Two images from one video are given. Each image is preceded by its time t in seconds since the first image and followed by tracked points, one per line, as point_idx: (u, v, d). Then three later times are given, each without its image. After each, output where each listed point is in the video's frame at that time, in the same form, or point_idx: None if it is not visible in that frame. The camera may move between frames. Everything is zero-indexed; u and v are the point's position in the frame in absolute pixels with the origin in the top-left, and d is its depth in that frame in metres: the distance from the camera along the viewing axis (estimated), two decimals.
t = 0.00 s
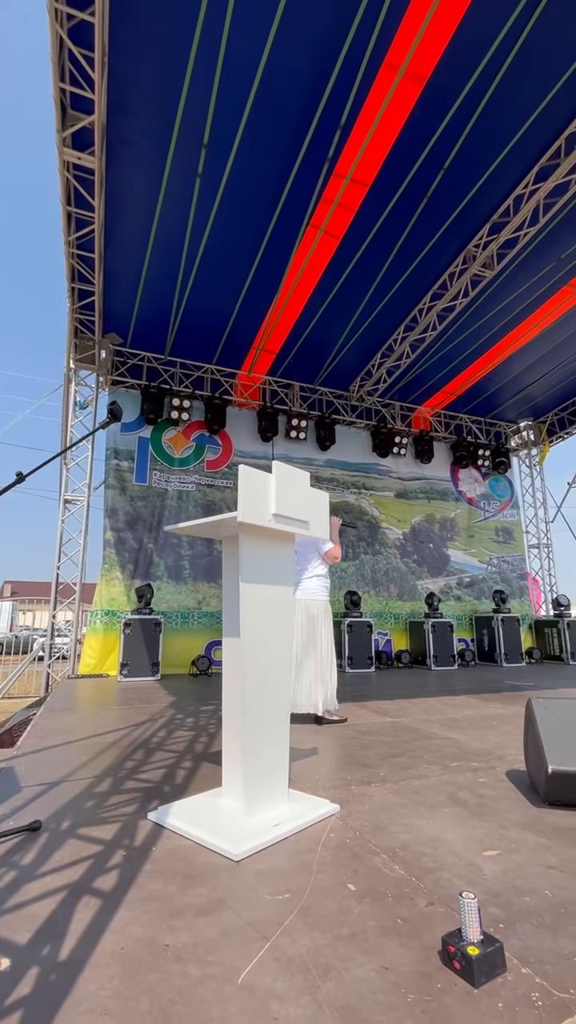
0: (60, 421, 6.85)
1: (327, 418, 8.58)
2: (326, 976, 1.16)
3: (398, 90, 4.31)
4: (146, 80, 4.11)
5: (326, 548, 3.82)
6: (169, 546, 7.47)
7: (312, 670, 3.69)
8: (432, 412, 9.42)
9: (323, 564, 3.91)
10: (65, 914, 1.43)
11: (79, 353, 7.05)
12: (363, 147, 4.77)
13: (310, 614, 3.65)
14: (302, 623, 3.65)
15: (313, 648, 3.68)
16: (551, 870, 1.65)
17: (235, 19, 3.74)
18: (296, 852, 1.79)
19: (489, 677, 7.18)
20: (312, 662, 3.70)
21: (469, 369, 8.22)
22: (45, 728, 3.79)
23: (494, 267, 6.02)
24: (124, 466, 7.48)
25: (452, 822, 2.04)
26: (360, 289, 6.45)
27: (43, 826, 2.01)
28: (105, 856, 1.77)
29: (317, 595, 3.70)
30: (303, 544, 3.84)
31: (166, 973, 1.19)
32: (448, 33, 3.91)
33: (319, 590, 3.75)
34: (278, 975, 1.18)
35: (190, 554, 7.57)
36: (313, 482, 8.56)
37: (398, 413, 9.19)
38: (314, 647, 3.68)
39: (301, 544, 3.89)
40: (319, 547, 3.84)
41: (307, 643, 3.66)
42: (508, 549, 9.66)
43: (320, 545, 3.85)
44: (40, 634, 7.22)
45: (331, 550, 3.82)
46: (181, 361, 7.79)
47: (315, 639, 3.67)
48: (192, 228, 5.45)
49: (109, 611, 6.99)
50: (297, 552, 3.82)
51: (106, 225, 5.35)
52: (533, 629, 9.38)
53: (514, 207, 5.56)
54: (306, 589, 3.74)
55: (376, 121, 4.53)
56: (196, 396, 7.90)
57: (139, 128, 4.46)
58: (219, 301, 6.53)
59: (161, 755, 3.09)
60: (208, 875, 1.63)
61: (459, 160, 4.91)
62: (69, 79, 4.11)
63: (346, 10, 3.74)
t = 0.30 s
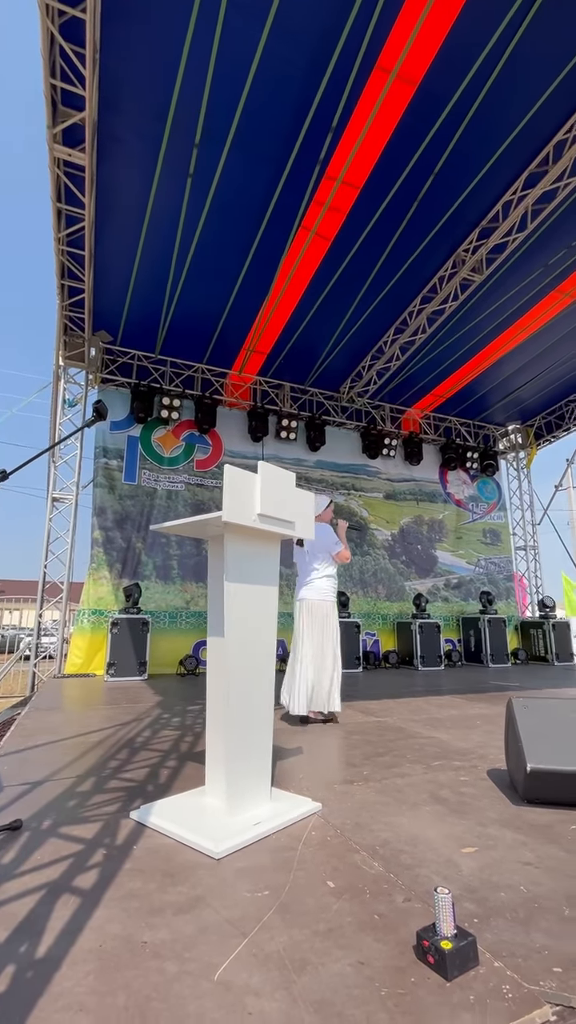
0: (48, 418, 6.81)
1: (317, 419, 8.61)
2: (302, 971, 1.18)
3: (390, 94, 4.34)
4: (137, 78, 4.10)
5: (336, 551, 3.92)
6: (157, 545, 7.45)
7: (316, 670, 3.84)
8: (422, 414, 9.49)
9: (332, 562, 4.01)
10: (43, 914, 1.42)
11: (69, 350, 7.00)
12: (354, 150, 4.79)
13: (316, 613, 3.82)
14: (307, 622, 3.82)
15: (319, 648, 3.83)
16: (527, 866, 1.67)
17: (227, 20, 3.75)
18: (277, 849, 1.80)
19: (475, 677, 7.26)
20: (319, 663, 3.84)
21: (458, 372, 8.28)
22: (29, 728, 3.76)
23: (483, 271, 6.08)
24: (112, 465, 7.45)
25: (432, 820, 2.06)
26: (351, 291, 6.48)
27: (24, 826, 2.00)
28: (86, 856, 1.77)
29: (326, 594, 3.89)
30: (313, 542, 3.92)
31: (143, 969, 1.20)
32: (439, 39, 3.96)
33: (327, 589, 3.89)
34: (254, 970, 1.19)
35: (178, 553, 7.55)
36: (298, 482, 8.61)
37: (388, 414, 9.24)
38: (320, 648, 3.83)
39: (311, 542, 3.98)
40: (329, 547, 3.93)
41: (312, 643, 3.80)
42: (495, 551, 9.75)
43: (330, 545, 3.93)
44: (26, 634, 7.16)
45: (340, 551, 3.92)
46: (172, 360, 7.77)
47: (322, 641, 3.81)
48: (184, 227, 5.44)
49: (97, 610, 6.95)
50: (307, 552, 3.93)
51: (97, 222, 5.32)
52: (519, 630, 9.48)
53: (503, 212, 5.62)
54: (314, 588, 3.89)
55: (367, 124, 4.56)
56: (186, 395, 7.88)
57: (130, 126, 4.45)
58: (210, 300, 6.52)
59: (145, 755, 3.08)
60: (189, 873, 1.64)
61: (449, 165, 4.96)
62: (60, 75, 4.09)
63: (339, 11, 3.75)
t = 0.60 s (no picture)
0: (37, 416, 6.76)
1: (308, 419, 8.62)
2: (279, 967, 1.19)
3: (381, 97, 4.37)
4: (128, 75, 4.09)
5: (340, 554, 4.11)
6: (146, 544, 7.42)
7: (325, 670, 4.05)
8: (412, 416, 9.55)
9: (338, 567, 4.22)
10: (22, 914, 1.42)
11: (58, 348, 6.95)
12: (346, 152, 4.82)
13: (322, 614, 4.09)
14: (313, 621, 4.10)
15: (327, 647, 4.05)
16: (505, 863, 1.70)
17: (219, 20, 3.75)
18: (259, 848, 1.81)
19: (462, 677, 7.31)
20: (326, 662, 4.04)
21: (448, 374, 8.34)
22: (13, 728, 3.72)
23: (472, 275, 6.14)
24: (101, 463, 7.42)
25: (414, 818, 2.08)
26: (342, 292, 6.50)
27: (5, 826, 1.99)
28: (67, 855, 1.76)
29: (330, 596, 4.22)
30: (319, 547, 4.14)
31: (121, 967, 1.20)
32: (429, 44, 4.00)
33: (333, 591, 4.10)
34: (231, 968, 1.19)
35: (167, 553, 7.52)
36: (286, 483, 8.62)
37: (378, 415, 9.28)
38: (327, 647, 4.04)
39: (316, 546, 4.20)
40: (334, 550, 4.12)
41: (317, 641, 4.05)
42: (483, 552, 9.83)
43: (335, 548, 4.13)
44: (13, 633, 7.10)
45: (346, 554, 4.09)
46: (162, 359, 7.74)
47: (327, 639, 4.04)
48: (175, 226, 5.43)
49: (85, 609, 6.91)
50: (313, 554, 4.12)
51: (87, 219, 5.29)
52: (506, 630, 9.57)
53: (493, 217, 5.67)
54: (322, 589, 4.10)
55: (358, 126, 4.59)
56: (177, 393, 7.86)
57: (121, 123, 4.44)
58: (201, 300, 6.52)
59: (130, 754, 3.07)
60: (170, 871, 1.65)
61: (439, 169, 5.00)
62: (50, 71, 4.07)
63: (331, 13, 3.76)
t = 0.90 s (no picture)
0: (26, 413, 6.71)
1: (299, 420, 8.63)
2: (260, 963, 1.20)
3: (373, 99, 4.39)
4: (120, 72, 4.07)
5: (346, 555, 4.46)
6: (136, 543, 7.39)
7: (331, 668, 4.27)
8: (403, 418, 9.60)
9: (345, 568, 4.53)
10: (4, 913, 1.41)
11: (48, 345, 6.89)
12: (338, 153, 4.83)
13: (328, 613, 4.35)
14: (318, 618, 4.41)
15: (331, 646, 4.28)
16: (487, 859, 1.72)
17: (212, 18, 3.75)
18: (244, 846, 1.82)
19: (451, 676, 7.36)
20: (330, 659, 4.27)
21: (439, 375, 8.39)
22: None
23: (463, 278, 6.18)
24: (92, 462, 7.38)
25: (399, 816, 2.10)
26: (334, 293, 6.52)
27: None
28: (51, 855, 1.76)
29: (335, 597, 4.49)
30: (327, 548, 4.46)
31: (103, 965, 1.20)
32: (421, 47, 4.03)
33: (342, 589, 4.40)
34: (213, 965, 1.20)
35: (158, 552, 7.50)
36: (276, 482, 8.63)
37: (370, 416, 9.31)
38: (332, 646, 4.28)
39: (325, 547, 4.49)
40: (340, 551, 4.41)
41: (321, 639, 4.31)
42: (472, 552, 9.90)
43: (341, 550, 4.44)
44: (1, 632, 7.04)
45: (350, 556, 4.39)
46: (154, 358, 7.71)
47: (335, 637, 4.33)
48: (167, 224, 5.42)
49: (74, 608, 6.87)
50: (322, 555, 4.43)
51: (78, 216, 5.26)
52: (495, 630, 9.64)
53: (483, 220, 5.71)
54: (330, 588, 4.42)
55: (351, 127, 4.61)
56: (168, 392, 7.84)
57: (113, 120, 4.42)
58: (193, 299, 6.50)
59: (118, 754, 3.06)
60: (155, 870, 1.65)
61: (431, 171, 5.04)
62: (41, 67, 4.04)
63: (324, 13, 3.77)
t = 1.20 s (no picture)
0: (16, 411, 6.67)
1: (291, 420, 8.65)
2: (246, 958, 1.21)
3: (366, 99, 4.41)
4: (112, 69, 4.06)
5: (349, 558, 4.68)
6: (128, 542, 7.36)
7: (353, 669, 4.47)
8: (394, 418, 9.64)
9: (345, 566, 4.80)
10: None
11: (39, 342, 6.85)
12: (330, 154, 4.86)
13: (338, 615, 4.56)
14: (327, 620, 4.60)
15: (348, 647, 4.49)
16: (471, 854, 1.75)
17: (205, 17, 3.75)
18: (233, 843, 1.83)
19: (441, 674, 7.42)
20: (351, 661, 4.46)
21: (430, 376, 8.44)
22: None
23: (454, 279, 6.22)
24: (83, 460, 7.35)
25: (386, 812, 2.13)
26: (326, 293, 6.54)
27: None
28: (40, 853, 1.77)
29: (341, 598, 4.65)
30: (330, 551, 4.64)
31: (91, 961, 1.21)
32: (412, 49, 4.05)
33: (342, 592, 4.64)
34: (200, 960, 1.21)
35: (149, 551, 7.49)
36: (268, 482, 8.64)
37: (362, 416, 9.34)
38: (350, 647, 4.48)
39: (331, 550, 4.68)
40: (345, 555, 4.60)
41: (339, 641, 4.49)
42: (462, 552, 9.97)
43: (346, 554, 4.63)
44: None
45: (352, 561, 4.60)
46: (146, 356, 7.69)
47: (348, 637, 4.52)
48: (159, 222, 5.41)
49: (64, 608, 6.84)
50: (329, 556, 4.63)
51: (69, 213, 5.23)
52: (485, 629, 9.72)
53: (474, 222, 5.75)
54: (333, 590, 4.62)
55: (343, 128, 4.63)
56: (160, 391, 7.82)
57: (105, 117, 4.40)
58: (185, 297, 6.49)
59: (108, 753, 3.07)
60: (143, 868, 1.66)
61: (423, 173, 5.07)
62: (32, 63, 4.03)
63: (316, 15, 3.79)
